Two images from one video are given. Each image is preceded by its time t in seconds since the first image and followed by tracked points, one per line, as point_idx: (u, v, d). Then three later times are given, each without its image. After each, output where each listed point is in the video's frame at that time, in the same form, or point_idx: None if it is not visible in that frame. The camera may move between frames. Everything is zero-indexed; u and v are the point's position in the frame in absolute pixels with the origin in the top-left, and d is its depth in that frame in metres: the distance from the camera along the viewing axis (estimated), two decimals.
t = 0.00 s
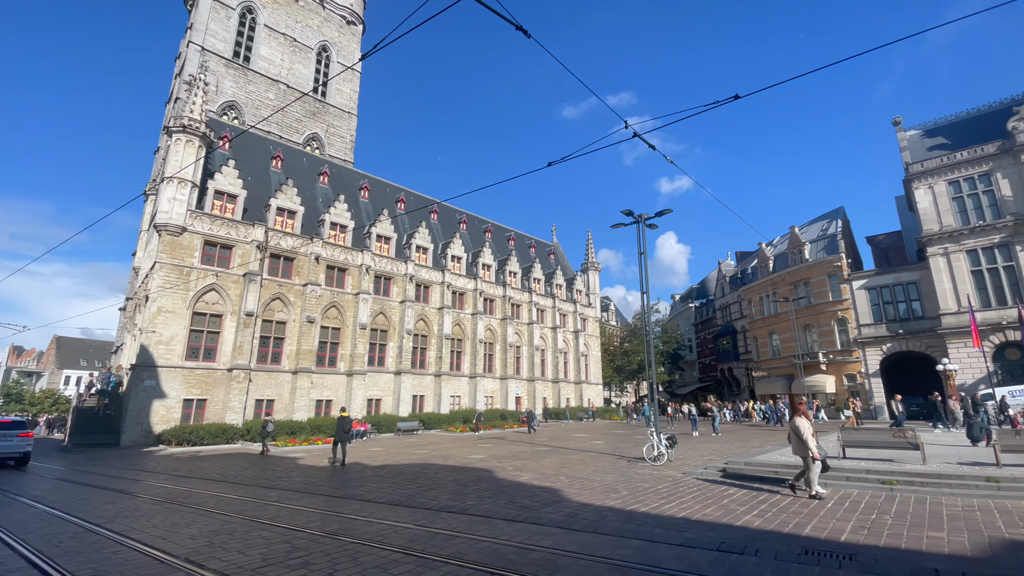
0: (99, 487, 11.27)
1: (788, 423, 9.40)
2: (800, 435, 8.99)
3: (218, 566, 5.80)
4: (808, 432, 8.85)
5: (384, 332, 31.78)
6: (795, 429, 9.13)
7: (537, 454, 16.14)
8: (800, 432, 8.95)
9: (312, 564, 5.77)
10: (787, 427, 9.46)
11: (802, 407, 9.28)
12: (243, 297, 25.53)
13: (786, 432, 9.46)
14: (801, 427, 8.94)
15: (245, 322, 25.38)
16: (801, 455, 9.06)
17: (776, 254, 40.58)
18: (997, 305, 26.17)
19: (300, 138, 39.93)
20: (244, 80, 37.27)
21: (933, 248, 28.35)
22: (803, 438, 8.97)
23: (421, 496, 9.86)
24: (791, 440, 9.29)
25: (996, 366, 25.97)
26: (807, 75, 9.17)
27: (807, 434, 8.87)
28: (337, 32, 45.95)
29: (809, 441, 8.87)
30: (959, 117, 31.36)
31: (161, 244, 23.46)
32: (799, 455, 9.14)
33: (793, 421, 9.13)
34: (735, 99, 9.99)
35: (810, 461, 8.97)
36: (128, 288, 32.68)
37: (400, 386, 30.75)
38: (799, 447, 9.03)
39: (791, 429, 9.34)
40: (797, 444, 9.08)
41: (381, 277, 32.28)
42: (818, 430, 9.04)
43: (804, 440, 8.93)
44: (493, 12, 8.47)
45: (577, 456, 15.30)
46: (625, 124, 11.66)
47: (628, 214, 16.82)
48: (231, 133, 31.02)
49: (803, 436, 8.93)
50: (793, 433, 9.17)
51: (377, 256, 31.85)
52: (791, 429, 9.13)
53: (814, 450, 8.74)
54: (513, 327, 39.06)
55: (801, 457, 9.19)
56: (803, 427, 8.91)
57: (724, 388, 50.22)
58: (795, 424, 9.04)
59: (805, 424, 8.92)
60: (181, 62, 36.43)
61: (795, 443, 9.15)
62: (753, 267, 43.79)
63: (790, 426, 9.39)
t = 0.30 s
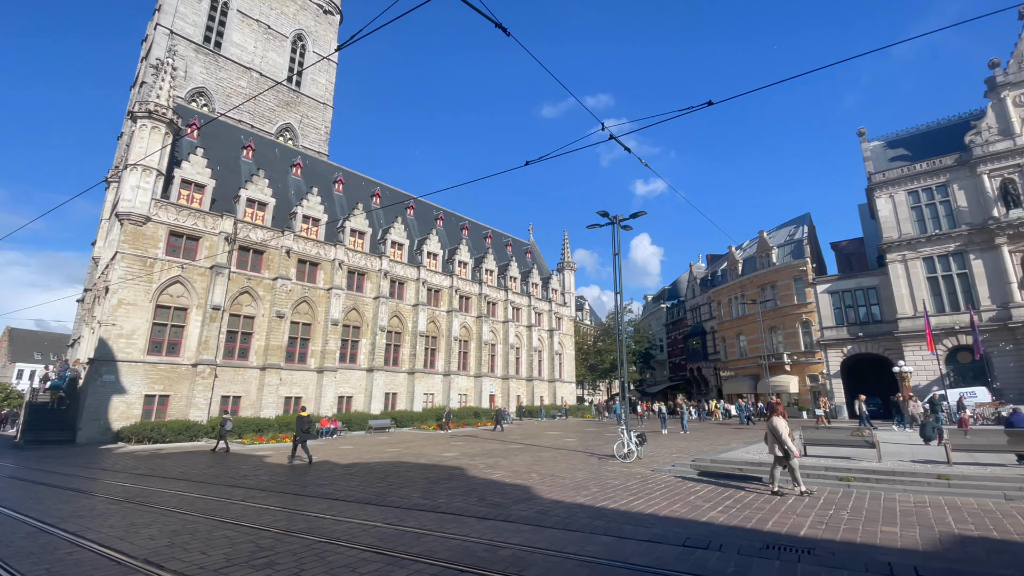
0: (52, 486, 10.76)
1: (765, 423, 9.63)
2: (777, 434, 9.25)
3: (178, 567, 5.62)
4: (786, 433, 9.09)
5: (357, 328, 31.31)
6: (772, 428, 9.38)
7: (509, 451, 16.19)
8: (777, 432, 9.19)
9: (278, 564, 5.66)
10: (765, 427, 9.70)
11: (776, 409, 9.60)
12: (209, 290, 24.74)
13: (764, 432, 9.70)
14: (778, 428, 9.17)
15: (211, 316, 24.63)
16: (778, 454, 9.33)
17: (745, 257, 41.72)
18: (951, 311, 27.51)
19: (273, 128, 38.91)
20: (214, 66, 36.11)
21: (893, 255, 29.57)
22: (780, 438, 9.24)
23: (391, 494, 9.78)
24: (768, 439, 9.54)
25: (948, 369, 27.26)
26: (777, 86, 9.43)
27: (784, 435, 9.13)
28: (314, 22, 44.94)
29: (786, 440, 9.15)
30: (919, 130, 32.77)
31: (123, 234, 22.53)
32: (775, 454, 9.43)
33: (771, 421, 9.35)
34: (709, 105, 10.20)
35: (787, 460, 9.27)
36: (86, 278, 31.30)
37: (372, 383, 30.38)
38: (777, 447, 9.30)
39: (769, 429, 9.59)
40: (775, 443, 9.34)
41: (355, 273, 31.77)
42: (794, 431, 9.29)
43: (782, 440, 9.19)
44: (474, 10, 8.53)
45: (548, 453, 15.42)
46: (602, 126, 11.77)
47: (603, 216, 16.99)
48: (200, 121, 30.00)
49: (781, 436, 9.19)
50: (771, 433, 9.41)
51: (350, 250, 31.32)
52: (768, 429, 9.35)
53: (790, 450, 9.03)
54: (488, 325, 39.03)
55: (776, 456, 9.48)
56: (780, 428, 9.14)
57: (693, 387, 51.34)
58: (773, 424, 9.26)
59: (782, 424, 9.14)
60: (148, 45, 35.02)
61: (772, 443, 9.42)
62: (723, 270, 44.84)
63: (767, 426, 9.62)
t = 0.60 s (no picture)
0: None
1: (743, 423, 9.73)
2: (756, 434, 9.38)
3: (134, 571, 5.41)
4: (766, 433, 9.21)
5: (328, 326, 30.73)
6: (751, 428, 9.48)
7: (481, 451, 16.16)
8: (757, 433, 9.30)
9: (240, 567, 5.50)
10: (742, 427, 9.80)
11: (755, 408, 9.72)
12: (174, 284, 23.90)
13: (742, 431, 9.79)
14: (758, 429, 9.27)
15: (175, 311, 23.80)
16: (757, 453, 9.51)
17: (715, 261, 42.75)
18: (907, 317, 28.76)
19: (244, 119, 37.84)
20: (183, 52, 34.88)
21: (854, 262, 30.73)
22: (760, 438, 9.35)
23: (361, 495, 9.64)
24: (747, 439, 9.66)
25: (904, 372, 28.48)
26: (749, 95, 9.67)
27: (764, 435, 9.25)
28: (289, 11, 43.90)
29: (766, 440, 9.28)
30: (882, 142, 34.14)
31: (81, 223, 21.54)
32: (754, 453, 9.58)
33: (751, 422, 9.42)
34: (683, 111, 10.37)
35: (766, 458, 9.45)
36: (41, 270, 29.86)
37: (342, 381, 29.90)
38: (757, 446, 9.44)
39: (746, 428, 9.70)
40: (754, 444, 9.46)
41: (327, 269, 31.18)
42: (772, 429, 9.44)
43: (761, 440, 9.31)
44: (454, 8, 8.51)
45: (520, 453, 15.45)
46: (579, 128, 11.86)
47: (579, 217, 17.11)
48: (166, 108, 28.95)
49: (760, 436, 9.30)
50: (750, 433, 9.52)
51: (322, 246, 30.73)
52: (748, 429, 9.45)
53: (769, 450, 9.19)
54: (463, 324, 38.88)
55: (755, 455, 9.66)
56: (760, 429, 9.24)
57: (663, 388, 52.28)
58: (753, 425, 9.34)
59: (762, 425, 9.25)
60: (113, 28, 33.59)
61: (751, 443, 9.54)
62: (694, 273, 45.80)
63: (745, 425, 9.72)
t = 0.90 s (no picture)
0: None
1: (723, 423, 9.75)
2: (736, 434, 9.41)
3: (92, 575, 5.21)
4: (745, 433, 9.24)
5: (301, 324, 30.16)
6: (731, 428, 9.51)
7: (456, 452, 16.08)
8: (737, 433, 9.33)
9: (206, 571, 5.35)
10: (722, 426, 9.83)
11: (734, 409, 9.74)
12: (140, 279, 23.08)
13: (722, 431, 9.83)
14: (738, 429, 9.30)
15: (141, 306, 23.01)
16: (738, 452, 9.57)
17: (689, 266, 43.57)
18: (871, 322, 29.78)
19: (217, 111, 36.86)
20: (155, 40, 33.80)
21: (822, 268, 31.68)
22: (740, 438, 9.40)
23: (332, 496, 9.48)
24: (728, 439, 9.71)
25: (867, 376, 29.50)
26: (723, 103, 9.93)
27: (743, 435, 9.29)
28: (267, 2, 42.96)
29: (746, 440, 9.33)
30: (850, 153, 35.33)
31: (42, 214, 20.66)
32: (735, 452, 9.65)
33: (730, 422, 9.45)
34: (661, 116, 10.53)
35: (747, 457, 9.53)
36: None
37: (315, 381, 29.39)
38: (737, 446, 9.50)
39: (727, 428, 9.73)
40: (735, 444, 9.52)
41: (301, 266, 30.61)
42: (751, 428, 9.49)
43: (741, 440, 9.35)
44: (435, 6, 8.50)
45: (495, 454, 15.43)
46: (558, 131, 11.93)
47: (558, 219, 17.20)
48: (136, 97, 27.99)
49: (740, 436, 9.34)
50: (730, 433, 9.54)
51: (297, 243, 30.16)
52: (727, 429, 9.48)
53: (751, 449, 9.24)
54: (441, 324, 38.66)
55: (736, 455, 9.73)
56: (739, 429, 9.27)
57: (637, 389, 52.96)
58: (733, 426, 9.35)
59: (741, 425, 9.27)
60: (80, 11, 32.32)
61: (732, 442, 9.60)
62: (669, 277, 46.55)
63: (725, 425, 9.75)
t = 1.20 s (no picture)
0: None
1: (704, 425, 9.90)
2: (716, 437, 9.56)
3: None
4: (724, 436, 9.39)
5: (271, 323, 29.46)
6: (712, 431, 9.65)
7: (428, 454, 15.94)
8: (716, 436, 9.47)
9: None
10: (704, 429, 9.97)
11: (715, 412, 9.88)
12: (101, 274, 22.14)
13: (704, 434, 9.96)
14: (717, 431, 9.45)
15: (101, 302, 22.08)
16: (717, 455, 9.69)
17: (663, 270, 44.37)
18: (834, 328, 30.87)
19: (187, 101, 35.74)
20: (122, 26, 32.59)
21: (789, 276, 32.68)
22: (719, 440, 9.53)
23: (300, 500, 9.27)
24: (708, 441, 9.84)
25: (829, 380, 30.55)
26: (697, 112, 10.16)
27: (723, 437, 9.43)
28: None
29: (726, 444, 9.47)
30: (817, 165, 36.60)
31: None
32: (714, 456, 9.77)
33: (711, 425, 9.59)
34: (637, 124, 10.72)
35: (725, 461, 9.64)
36: None
37: (285, 382, 28.75)
38: (716, 449, 9.63)
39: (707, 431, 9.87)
40: (715, 446, 9.65)
41: (272, 263, 29.92)
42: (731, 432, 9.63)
43: (720, 442, 9.48)
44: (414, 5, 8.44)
45: (468, 456, 15.37)
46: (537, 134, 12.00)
47: (535, 222, 17.28)
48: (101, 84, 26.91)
49: (720, 439, 9.47)
50: (710, 436, 9.68)
51: (268, 239, 29.48)
52: (708, 432, 9.62)
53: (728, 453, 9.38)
54: (415, 325, 38.31)
55: (715, 458, 9.84)
56: (719, 432, 9.40)
57: (610, 391, 53.55)
58: (713, 428, 9.49)
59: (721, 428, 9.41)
60: None
61: (712, 445, 9.72)
62: (643, 281, 47.28)
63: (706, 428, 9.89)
